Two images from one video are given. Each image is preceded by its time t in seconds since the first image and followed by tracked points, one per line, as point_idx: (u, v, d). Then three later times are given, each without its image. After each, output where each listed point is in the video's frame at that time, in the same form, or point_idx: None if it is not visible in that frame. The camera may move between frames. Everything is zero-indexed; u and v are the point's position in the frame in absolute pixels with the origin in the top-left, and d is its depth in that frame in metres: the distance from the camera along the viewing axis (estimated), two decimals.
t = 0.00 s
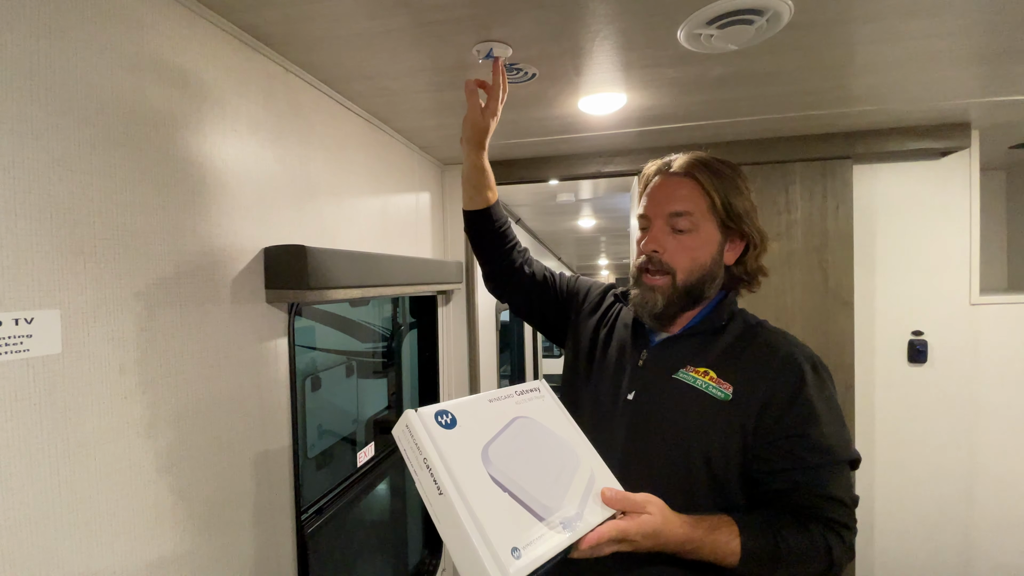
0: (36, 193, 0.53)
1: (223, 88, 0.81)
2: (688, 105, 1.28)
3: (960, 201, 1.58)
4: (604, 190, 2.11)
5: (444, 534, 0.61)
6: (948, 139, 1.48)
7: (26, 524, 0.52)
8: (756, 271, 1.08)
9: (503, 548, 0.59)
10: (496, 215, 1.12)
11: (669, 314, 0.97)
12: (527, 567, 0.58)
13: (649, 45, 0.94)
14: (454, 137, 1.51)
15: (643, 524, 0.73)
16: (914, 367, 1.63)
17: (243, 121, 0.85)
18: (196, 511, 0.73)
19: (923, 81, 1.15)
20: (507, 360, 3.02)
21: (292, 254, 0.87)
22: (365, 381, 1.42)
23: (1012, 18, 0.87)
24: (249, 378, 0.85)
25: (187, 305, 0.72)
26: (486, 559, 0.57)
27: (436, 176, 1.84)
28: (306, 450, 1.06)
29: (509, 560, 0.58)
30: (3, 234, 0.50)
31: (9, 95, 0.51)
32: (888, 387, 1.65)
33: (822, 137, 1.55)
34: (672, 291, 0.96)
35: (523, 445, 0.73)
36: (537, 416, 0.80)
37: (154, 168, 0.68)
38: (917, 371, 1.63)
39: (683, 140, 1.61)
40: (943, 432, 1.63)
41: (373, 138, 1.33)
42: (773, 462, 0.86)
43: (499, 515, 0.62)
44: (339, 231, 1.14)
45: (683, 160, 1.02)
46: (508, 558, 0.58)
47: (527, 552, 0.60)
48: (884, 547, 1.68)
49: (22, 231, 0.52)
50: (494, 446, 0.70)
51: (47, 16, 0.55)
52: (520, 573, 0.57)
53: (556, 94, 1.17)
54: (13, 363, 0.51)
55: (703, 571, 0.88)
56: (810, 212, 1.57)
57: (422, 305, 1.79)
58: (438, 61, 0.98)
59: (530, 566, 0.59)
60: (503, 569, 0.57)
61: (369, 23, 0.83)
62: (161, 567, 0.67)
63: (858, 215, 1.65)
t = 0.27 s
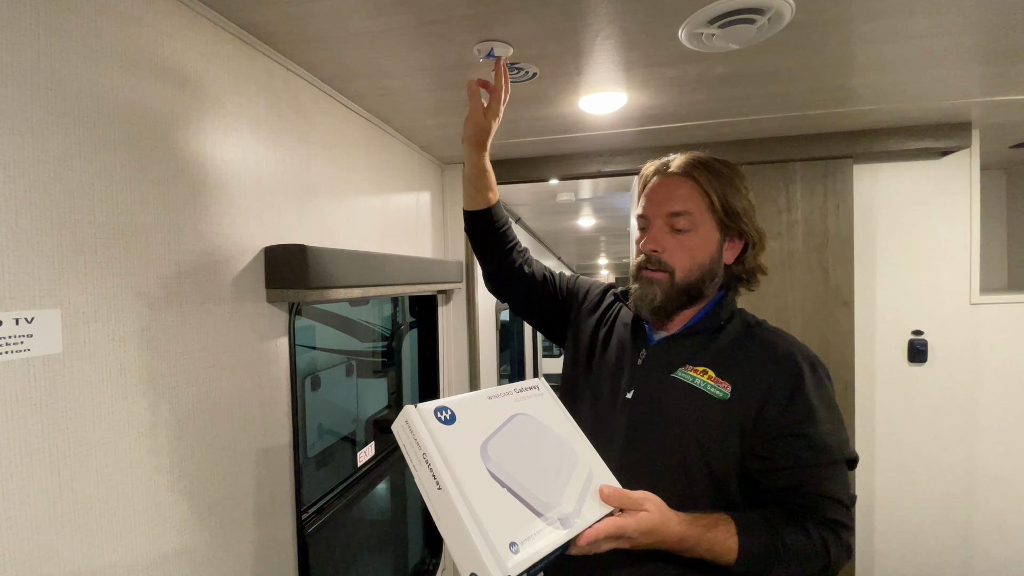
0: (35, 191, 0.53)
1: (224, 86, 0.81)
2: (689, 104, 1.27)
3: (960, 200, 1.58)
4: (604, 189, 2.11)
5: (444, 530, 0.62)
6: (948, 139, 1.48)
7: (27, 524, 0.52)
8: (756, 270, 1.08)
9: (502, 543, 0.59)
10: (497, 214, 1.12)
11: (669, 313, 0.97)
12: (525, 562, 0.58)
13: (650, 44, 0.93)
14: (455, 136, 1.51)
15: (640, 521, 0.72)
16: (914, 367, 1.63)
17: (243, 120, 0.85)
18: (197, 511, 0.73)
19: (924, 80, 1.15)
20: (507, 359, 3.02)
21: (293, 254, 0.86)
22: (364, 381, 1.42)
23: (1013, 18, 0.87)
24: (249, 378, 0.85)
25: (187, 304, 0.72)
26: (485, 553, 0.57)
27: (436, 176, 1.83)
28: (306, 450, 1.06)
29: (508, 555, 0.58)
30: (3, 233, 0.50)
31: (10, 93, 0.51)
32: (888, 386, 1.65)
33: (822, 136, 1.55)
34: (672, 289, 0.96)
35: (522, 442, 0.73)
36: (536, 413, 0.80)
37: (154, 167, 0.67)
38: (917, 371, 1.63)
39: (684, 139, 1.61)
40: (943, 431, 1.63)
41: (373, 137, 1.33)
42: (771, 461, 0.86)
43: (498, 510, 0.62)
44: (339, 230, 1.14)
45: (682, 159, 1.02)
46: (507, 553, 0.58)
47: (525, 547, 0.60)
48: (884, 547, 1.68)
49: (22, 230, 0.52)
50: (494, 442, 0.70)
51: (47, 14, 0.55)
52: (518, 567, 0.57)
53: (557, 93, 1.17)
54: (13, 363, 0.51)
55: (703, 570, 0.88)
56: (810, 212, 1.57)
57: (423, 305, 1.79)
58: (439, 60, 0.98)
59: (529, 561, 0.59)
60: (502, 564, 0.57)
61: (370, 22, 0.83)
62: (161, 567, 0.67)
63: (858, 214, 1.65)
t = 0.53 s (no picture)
0: (36, 190, 0.53)
1: (224, 85, 0.81)
2: (689, 103, 1.27)
3: (960, 200, 1.58)
4: (604, 189, 2.10)
5: (443, 526, 0.62)
6: (949, 138, 1.48)
7: (27, 524, 0.52)
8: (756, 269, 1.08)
9: (501, 540, 0.59)
10: (497, 213, 1.12)
11: (668, 311, 0.97)
12: (524, 558, 0.58)
13: (651, 43, 0.93)
14: (455, 136, 1.51)
15: (639, 519, 0.72)
16: (914, 366, 1.63)
17: (244, 119, 0.85)
18: (197, 511, 0.73)
19: (924, 80, 1.15)
20: (507, 359, 3.02)
21: (293, 253, 0.86)
22: (364, 381, 1.42)
23: (1014, 17, 0.87)
24: (250, 378, 0.85)
25: (188, 304, 0.72)
26: (483, 549, 0.57)
27: (436, 175, 1.83)
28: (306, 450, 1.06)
29: (507, 552, 0.58)
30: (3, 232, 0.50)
31: (10, 92, 0.51)
32: (888, 386, 1.65)
33: (823, 135, 1.55)
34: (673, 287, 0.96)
35: (522, 439, 0.73)
36: (536, 410, 0.80)
37: (155, 166, 0.67)
38: (917, 370, 1.63)
39: (684, 139, 1.61)
40: (943, 431, 1.63)
41: (373, 136, 1.33)
42: (771, 460, 0.86)
43: (497, 507, 0.62)
44: (339, 229, 1.14)
45: (682, 157, 1.03)
46: (505, 550, 0.58)
47: (524, 543, 0.60)
48: (884, 546, 1.68)
49: (22, 229, 0.51)
50: (494, 439, 0.70)
51: (48, 13, 0.55)
52: (517, 564, 0.57)
53: (558, 92, 1.17)
54: (13, 362, 0.51)
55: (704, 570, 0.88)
56: (810, 211, 1.57)
57: (423, 304, 1.79)
58: (440, 59, 0.98)
59: (528, 557, 0.59)
60: (500, 560, 0.57)
61: (370, 21, 0.83)
62: (162, 567, 0.67)
63: (858, 214, 1.65)
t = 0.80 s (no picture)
0: (37, 189, 0.53)
1: (224, 84, 0.80)
2: (690, 103, 1.27)
3: (960, 199, 1.58)
4: (604, 189, 2.10)
5: (445, 523, 0.62)
6: (949, 138, 1.48)
7: (28, 524, 0.51)
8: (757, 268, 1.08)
9: (501, 537, 0.59)
10: (498, 212, 1.12)
11: (670, 309, 0.97)
12: (525, 555, 0.58)
13: (652, 43, 0.93)
14: (455, 135, 1.50)
15: (639, 517, 0.73)
16: (914, 366, 1.63)
17: (245, 118, 0.85)
18: (199, 511, 0.73)
19: (925, 80, 1.15)
20: (507, 359, 3.02)
21: (294, 252, 0.86)
22: (364, 380, 1.42)
23: (1015, 17, 0.87)
24: (250, 377, 0.84)
25: (189, 303, 0.71)
26: (484, 547, 0.57)
27: (436, 175, 1.83)
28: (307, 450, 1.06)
29: (508, 548, 0.58)
30: (5, 232, 0.50)
31: (11, 91, 0.51)
32: (888, 385, 1.65)
33: (823, 135, 1.55)
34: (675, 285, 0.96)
35: (524, 437, 0.73)
36: (538, 409, 0.80)
37: (156, 165, 0.67)
38: (917, 370, 1.63)
39: (685, 138, 1.61)
40: (943, 430, 1.63)
41: (374, 136, 1.33)
42: (771, 459, 0.86)
43: (498, 504, 0.62)
44: (340, 229, 1.14)
45: (684, 155, 1.03)
46: (506, 547, 0.58)
47: (525, 540, 0.60)
48: (884, 546, 1.68)
49: (23, 228, 0.51)
50: (495, 436, 0.70)
51: (49, 11, 0.55)
52: (518, 560, 0.57)
53: (558, 92, 1.16)
54: (14, 362, 0.50)
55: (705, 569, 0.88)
56: (811, 211, 1.57)
57: (423, 304, 1.79)
58: (441, 58, 0.98)
59: (528, 554, 0.59)
60: (501, 557, 0.57)
61: (371, 20, 0.83)
62: (163, 567, 0.66)
63: (858, 214, 1.65)
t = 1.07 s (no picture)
0: (37, 188, 0.53)
1: (224, 84, 0.80)
2: (689, 103, 1.27)
3: (960, 199, 1.59)
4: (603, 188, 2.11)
5: (445, 521, 0.62)
6: (948, 138, 1.48)
7: (27, 524, 0.51)
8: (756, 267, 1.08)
9: (501, 535, 0.59)
10: (499, 211, 1.12)
11: (670, 308, 0.97)
12: (525, 554, 0.58)
13: (652, 43, 0.93)
14: (455, 135, 1.50)
15: (640, 516, 0.73)
16: (914, 365, 1.63)
17: (245, 118, 0.85)
18: (199, 511, 0.73)
19: (924, 80, 1.15)
20: (507, 358, 3.02)
21: (294, 252, 0.86)
22: (364, 380, 1.42)
23: (1015, 17, 0.87)
24: (250, 377, 0.85)
25: (189, 303, 0.71)
26: (484, 545, 0.57)
27: (436, 174, 1.83)
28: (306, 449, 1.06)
29: (508, 547, 0.58)
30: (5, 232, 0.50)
31: (11, 91, 0.51)
32: (888, 385, 1.65)
33: (822, 135, 1.55)
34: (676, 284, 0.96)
35: (524, 436, 0.73)
36: (539, 408, 0.80)
37: (155, 165, 0.67)
38: (917, 370, 1.63)
39: (684, 138, 1.61)
40: (942, 430, 1.63)
41: (373, 135, 1.33)
42: (771, 459, 0.86)
43: (499, 502, 0.62)
44: (340, 229, 1.14)
45: (684, 155, 1.03)
46: (506, 545, 0.58)
47: (525, 539, 0.60)
48: (883, 545, 1.68)
49: (23, 228, 0.51)
50: (496, 435, 0.70)
51: (48, 11, 0.55)
52: (518, 559, 0.57)
53: (558, 91, 1.17)
54: (14, 362, 0.51)
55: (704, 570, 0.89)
56: (810, 211, 1.57)
57: (422, 304, 1.79)
58: (440, 58, 0.98)
59: (528, 553, 0.59)
60: (501, 555, 0.57)
61: (371, 20, 0.83)
62: (163, 566, 0.67)
63: (857, 214, 1.65)
